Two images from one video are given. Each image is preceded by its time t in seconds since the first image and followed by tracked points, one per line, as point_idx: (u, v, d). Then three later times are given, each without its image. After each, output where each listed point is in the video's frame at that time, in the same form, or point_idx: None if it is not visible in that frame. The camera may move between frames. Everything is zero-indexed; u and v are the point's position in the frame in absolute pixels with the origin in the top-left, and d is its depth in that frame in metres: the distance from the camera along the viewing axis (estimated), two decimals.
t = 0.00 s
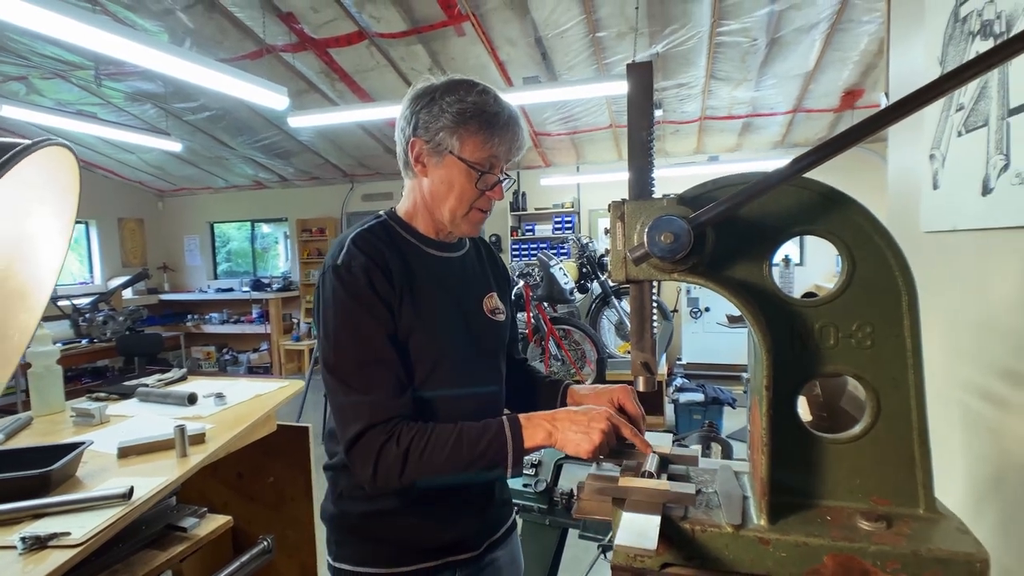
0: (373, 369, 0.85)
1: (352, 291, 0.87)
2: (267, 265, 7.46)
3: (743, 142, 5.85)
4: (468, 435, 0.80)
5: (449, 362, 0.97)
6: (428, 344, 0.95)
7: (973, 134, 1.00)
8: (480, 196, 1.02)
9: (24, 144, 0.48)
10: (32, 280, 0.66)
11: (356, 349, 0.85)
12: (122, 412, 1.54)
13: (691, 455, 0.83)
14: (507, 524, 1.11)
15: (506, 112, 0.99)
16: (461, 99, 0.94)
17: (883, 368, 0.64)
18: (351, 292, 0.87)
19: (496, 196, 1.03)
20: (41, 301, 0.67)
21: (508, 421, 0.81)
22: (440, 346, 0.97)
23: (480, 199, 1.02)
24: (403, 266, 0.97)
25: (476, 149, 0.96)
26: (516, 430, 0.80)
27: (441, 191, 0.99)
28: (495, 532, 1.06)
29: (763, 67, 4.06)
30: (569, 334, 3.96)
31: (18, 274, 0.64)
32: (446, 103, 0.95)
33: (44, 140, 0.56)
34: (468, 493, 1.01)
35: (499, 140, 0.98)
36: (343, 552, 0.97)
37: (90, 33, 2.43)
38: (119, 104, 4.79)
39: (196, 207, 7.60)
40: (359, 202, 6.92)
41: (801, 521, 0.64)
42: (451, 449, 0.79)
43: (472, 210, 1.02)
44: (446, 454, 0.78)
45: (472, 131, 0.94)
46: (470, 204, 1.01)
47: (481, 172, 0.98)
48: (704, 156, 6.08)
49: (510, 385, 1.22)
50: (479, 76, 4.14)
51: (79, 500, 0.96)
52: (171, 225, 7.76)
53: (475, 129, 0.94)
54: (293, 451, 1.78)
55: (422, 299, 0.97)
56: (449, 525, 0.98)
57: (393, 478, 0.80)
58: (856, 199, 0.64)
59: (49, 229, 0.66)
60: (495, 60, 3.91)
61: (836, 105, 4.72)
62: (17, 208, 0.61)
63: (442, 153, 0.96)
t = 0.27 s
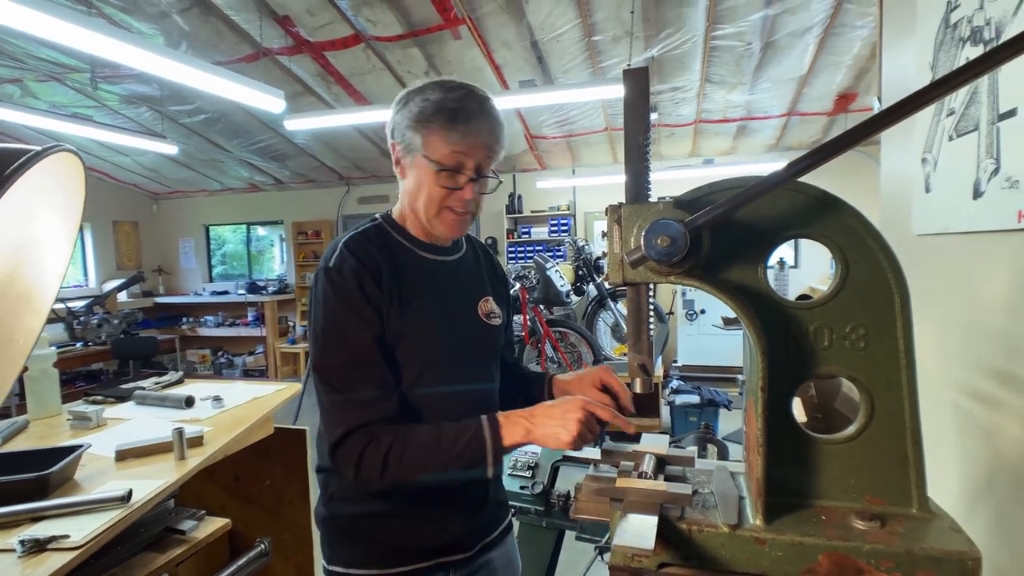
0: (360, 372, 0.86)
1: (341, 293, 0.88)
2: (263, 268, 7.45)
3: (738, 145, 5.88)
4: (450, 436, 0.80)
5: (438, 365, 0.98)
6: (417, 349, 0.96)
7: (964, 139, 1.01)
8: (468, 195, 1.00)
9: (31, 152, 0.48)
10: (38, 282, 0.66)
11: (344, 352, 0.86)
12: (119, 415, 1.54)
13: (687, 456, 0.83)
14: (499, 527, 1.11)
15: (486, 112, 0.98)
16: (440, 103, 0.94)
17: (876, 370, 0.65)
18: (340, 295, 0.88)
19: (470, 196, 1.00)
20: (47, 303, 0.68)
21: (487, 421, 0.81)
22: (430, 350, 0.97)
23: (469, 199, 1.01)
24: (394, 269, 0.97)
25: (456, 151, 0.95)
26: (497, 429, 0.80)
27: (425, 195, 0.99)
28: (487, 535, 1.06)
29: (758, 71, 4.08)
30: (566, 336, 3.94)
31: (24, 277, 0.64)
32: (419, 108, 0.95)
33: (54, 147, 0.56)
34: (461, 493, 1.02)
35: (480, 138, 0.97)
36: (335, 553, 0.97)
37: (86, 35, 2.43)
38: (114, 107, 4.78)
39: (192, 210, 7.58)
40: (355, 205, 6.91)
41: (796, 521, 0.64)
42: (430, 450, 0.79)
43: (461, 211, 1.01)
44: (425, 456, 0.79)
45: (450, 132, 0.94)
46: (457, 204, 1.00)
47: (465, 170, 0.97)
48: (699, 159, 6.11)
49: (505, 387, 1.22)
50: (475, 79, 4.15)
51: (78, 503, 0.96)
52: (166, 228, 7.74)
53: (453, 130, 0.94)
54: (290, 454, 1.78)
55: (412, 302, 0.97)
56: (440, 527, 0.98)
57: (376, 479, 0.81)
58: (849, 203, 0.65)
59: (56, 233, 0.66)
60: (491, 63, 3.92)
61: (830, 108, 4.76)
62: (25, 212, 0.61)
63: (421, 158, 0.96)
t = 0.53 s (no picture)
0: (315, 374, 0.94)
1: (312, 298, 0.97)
2: (260, 270, 7.44)
3: (735, 148, 5.91)
4: (366, 437, 0.88)
5: (412, 371, 1.01)
6: (390, 355, 1.00)
7: (959, 142, 1.02)
8: (431, 211, 0.98)
9: (44, 155, 0.48)
10: (48, 281, 0.67)
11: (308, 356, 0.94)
12: (118, 416, 1.54)
13: (685, 456, 0.84)
14: (494, 530, 1.09)
15: (426, 120, 0.95)
16: (378, 129, 0.90)
17: (872, 370, 0.66)
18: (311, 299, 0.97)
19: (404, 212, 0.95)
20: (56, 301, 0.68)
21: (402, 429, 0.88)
22: (403, 357, 1.01)
23: (433, 215, 0.98)
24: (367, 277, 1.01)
25: (402, 173, 0.92)
26: (406, 439, 0.87)
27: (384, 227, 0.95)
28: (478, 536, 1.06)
29: (755, 74, 4.10)
30: (563, 339, 3.95)
31: (34, 275, 0.65)
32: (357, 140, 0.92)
33: (66, 149, 0.57)
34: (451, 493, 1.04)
35: (425, 151, 0.94)
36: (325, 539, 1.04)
37: (84, 36, 2.43)
38: (111, 109, 4.78)
39: (188, 212, 7.57)
40: (353, 207, 6.91)
41: (793, 519, 0.65)
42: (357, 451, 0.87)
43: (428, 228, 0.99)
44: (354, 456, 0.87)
45: (395, 156, 0.91)
46: (422, 223, 0.97)
47: (420, 191, 0.94)
48: (696, 161, 6.13)
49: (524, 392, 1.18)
50: (473, 81, 4.16)
51: (81, 503, 0.97)
52: (163, 229, 7.73)
53: (398, 153, 0.91)
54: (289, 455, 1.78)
55: (384, 308, 1.01)
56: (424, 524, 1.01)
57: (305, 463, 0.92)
58: (846, 206, 0.66)
59: (65, 232, 0.66)
60: (489, 65, 3.93)
61: (827, 111, 4.78)
62: (36, 213, 0.61)
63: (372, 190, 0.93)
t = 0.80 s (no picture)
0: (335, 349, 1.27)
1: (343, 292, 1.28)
2: (257, 269, 7.43)
3: (733, 149, 5.93)
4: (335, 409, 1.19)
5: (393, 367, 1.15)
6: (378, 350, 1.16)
7: (955, 144, 1.03)
8: (392, 213, 1.08)
9: (52, 155, 0.49)
10: (56, 279, 0.67)
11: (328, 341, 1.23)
12: (118, 413, 1.54)
13: (684, 454, 0.85)
14: (480, 524, 1.11)
15: (372, 133, 1.05)
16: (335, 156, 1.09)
17: (868, 370, 0.67)
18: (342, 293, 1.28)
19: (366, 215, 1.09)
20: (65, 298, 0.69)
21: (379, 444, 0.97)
22: (386, 353, 1.15)
23: (395, 216, 1.08)
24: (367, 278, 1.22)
25: (358, 183, 1.07)
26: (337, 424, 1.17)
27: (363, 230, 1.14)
28: (456, 525, 1.11)
29: (753, 75, 4.12)
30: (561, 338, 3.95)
31: (42, 272, 0.65)
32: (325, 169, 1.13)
33: (75, 146, 0.58)
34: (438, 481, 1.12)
35: (369, 162, 1.04)
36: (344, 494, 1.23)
37: (83, 34, 2.43)
38: (109, 106, 4.77)
39: (186, 210, 7.56)
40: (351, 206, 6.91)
41: (790, 516, 0.66)
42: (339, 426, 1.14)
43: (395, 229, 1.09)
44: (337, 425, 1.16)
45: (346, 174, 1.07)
46: (384, 225, 1.09)
47: (371, 198, 1.07)
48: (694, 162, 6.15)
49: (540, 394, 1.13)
50: (471, 80, 4.16)
51: (82, 499, 1.00)
52: (161, 227, 7.71)
53: (347, 171, 1.06)
54: (289, 453, 1.79)
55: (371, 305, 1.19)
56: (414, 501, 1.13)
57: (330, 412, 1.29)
58: (843, 207, 0.67)
59: (74, 230, 0.67)
60: (488, 65, 3.93)
61: (824, 113, 4.80)
62: (39, 210, 0.62)
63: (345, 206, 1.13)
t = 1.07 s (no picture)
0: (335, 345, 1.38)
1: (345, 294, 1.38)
2: (256, 268, 7.43)
3: (731, 149, 5.94)
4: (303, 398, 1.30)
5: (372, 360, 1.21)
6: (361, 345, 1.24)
7: (953, 145, 1.04)
8: (358, 211, 1.13)
9: (65, 153, 0.50)
10: (61, 275, 0.68)
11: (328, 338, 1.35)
12: (118, 411, 1.55)
13: (682, 452, 0.86)
14: (454, 520, 1.12)
15: (335, 136, 1.10)
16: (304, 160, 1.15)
17: (866, 369, 0.68)
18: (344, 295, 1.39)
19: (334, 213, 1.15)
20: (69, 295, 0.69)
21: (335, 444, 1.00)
22: (366, 348, 1.21)
23: (361, 213, 1.14)
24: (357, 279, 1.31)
25: (324, 184, 1.12)
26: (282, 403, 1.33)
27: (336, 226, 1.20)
28: (433, 519, 1.13)
29: (751, 75, 4.12)
30: (559, 338, 3.98)
31: (49, 269, 0.66)
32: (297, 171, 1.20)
33: (86, 146, 0.59)
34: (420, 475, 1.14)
35: (331, 164, 1.09)
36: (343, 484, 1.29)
37: (83, 32, 2.42)
38: (108, 105, 4.76)
39: (185, 209, 7.55)
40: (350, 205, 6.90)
41: (789, 514, 0.66)
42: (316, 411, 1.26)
43: (363, 225, 1.15)
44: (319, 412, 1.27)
45: (313, 176, 1.13)
46: (353, 221, 1.15)
47: (337, 198, 1.12)
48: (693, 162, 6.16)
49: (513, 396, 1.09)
50: (470, 80, 4.16)
51: (84, 496, 1.00)
52: (159, 226, 7.70)
53: (315, 172, 1.12)
54: (288, 452, 1.79)
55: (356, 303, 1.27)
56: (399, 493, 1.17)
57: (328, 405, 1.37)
58: (841, 207, 0.67)
59: (80, 229, 0.68)
60: (487, 64, 3.93)
61: (823, 113, 4.81)
62: (50, 208, 0.62)
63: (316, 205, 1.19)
